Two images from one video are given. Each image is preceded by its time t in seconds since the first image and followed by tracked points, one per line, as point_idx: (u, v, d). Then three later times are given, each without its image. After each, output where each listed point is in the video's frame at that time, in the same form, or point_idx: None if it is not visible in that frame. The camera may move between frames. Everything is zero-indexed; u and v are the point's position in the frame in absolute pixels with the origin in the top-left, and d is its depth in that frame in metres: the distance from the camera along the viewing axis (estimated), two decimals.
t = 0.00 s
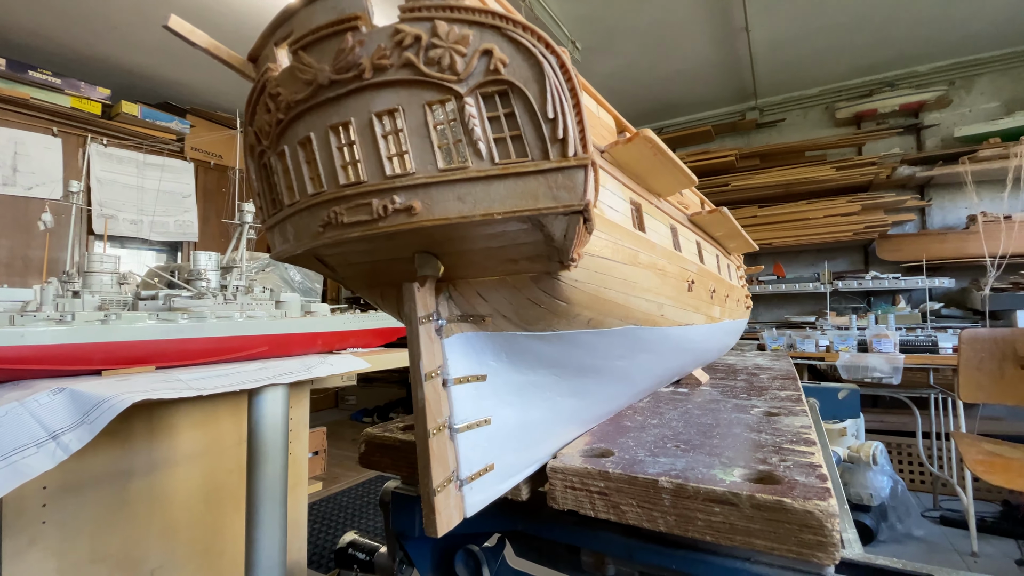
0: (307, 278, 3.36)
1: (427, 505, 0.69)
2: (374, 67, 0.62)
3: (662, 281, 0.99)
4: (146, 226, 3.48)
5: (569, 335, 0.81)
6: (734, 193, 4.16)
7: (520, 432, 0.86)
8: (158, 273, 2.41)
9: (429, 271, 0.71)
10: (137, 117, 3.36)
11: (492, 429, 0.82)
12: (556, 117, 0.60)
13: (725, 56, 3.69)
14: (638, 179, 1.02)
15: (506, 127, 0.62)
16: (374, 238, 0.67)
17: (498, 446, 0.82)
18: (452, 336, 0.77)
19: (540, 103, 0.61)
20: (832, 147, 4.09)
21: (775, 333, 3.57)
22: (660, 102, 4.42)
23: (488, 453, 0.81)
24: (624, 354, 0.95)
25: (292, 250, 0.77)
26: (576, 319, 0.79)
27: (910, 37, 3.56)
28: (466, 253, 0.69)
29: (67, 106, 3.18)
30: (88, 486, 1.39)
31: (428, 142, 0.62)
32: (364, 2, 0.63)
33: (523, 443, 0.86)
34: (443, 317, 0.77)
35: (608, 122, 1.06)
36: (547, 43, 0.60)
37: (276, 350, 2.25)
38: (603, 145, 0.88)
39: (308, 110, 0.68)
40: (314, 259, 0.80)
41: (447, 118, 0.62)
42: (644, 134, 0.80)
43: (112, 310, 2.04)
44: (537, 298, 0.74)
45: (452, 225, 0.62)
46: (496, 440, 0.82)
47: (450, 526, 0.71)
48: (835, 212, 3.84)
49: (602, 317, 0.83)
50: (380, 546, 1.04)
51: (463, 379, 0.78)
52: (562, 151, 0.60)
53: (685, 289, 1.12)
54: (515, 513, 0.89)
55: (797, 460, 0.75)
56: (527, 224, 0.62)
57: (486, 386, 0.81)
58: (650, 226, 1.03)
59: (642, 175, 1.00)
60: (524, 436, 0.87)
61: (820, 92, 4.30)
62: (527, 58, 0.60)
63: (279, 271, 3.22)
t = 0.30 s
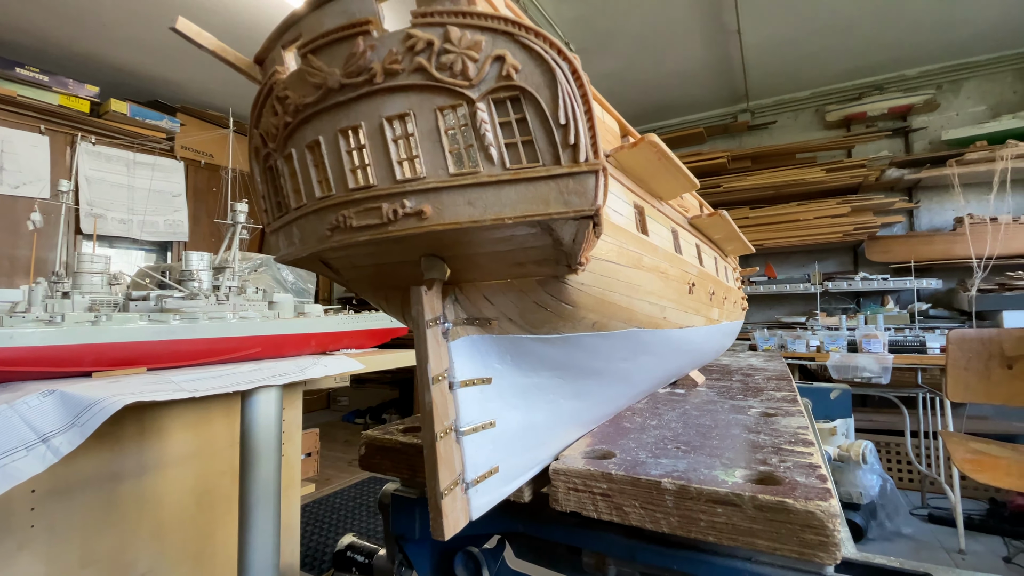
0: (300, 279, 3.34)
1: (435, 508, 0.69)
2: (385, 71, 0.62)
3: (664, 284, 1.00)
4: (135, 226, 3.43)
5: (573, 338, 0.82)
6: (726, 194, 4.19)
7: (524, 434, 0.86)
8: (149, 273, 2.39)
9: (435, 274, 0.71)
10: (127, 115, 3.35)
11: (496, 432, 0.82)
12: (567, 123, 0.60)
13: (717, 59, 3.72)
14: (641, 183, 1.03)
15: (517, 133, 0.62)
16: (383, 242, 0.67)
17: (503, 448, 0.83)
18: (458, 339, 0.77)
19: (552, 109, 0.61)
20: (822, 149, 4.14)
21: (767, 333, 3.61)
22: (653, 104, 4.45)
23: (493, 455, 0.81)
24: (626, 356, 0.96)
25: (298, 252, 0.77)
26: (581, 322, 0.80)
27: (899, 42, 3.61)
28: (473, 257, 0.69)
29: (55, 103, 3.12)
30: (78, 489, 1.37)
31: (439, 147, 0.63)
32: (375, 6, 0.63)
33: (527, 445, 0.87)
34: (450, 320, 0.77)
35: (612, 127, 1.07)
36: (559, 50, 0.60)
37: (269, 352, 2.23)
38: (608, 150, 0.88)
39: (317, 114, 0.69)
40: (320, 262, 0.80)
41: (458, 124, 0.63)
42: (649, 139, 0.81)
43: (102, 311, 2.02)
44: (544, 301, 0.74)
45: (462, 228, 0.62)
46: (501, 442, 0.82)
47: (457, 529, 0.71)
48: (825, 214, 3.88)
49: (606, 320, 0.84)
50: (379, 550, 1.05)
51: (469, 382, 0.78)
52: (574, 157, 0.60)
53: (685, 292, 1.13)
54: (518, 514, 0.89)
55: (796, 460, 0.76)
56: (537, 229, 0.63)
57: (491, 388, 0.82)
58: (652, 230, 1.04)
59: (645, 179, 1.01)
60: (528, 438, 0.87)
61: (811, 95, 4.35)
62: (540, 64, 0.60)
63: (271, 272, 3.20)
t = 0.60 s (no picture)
0: (292, 279, 3.31)
1: (438, 508, 0.69)
2: (391, 73, 0.63)
3: (662, 285, 1.01)
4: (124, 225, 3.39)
5: (574, 338, 0.82)
6: (716, 196, 4.23)
7: (525, 434, 0.87)
8: (138, 273, 2.36)
9: (439, 275, 0.71)
10: (115, 113, 3.33)
11: (498, 432, 0.82)
12: (573, 126, 0.61)
13: (709, 61, 3.75)
14: (641, 185, 1.04)
15: (523, 135, 0.62)
16: (387, 243, 0.67)
17: (504, 448, 0.83)
18: (461, 340, 0.77)
19: (557, 112, 0.61)
20: (812, 151, 4.18)
21: (757, 333, 3.64)
22: (645, 105, 4.47)
23: (495, 455, 0.81)
24: (625, 357, 0.97)
25: (299, 253, 0.77)
26: (582, 323, 0.82)
27: (886, 46, 3.66)
28: (476, 259, 0.70)
29: (41, 101, 3.07)
30: (66, 492, 1.34)
31: (445, 149, 0.63)
32: (381, 8, 0.63)
33: (528, 445, 0.88)
34: (452, 321, 0.77)
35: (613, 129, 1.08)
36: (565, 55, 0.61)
37: (261, 352, 2.22)
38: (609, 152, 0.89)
39: (321, 115, 0.68)
40: (321, 262, 0.80)
41: (465, 126, 0.63)
42: (650, 142, 0.82)
43: (91, 311, 2.00)
44: (546, 302, 0.77)
45: (468, 229, 0.62)
46: (502, 443, 0.82)
47: (459, 529, 0.71)
48: (815, 216, 3.92)
49: (607, 321, 0.85)
50: (376, 549, 1.04)
51: (471, 382, 0.78)
52: (579, 159, 0.61)
53: (682, 292, 1.14)
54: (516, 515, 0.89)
55: (791, 458, 0.77)
56: (541, 230, 0.63)
57: (492, 388, 0.82)
58: (651, 231, 1.05)
59: (646, 182, 1.02)
60: (529, 438, 0.88)
61: (801, 97, 4.40)
62: (546, 68, 0.61)
63: (263, 271, 3.18)
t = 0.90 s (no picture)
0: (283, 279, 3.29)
1: (436, 506, 0.69)
2: (392, 75, 0.63)
3: (656, 285, 1.02)
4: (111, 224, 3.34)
5: (571, 337, 0.83)
6: (706, 198, 4.27)
7: (521, 432, 0.87)
8: (127, 273, 2.33)
9: (437, 274, 0.72)
10: (102, 110, 3.27)
11: (494, 431, 0.82)
12: (572, 128, 0.62)
13: (700, 63, 3.78)
14: (635, 187, 1.05)
15: (522, 137, 0.63)
16: (386, 243, 0.67)
17: (500, 446, 0.83)
18: (458, 339, 0.78)
19: (556, 114, 0.62)
20: (801, 154, 4.23)
21: (747, 333, 3.68)
22: (637, 107, 4.50)
23: (491, 454, 0.81)
24: (620, 356, 0.98)
25: (298, 252, 0.77)
26: (579, 322, 0.83)
27: (873, 50, 3.71)
28: (473, 259, 0.70)
29: (26, 97, 3.02)
30: (52, 494, 1.33)
31: (445, 149, 0.63)
32: (381, 10, 0.63)
33: (525, 443, 0.88)
34: (450, 320, 0.77)
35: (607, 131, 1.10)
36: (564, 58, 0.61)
37: (253, 352, 2.21)
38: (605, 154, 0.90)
39: (321, 115, 0.68)
40: (318, 262, 0.80)
41: (464, 127, 0.63)
42: (644, 144, 0.83)
43: (79, 312, 1.98)
44: (543, 301, 0.77)
45: (467, 230, 0.63)
46: (498, 441, 0.83)
47: (456, 527, 0.71)
48: (803, 217, 3.97)
49: (602, 320, 0.86)
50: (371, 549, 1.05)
51: (469, 381, 0.78)
52: (577, 161, 0.61)
53: (676, 293, 1.16)
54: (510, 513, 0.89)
55: (782, 455, 0.78)
56: (539, 231, 0.64)
57: (489, 387, 0.82)
58: (645, 232, 1.07)
59: (640, 183, 1.03)
60: (525, 436, 0.88)
61: (790, 100, 4.45)
62: (546, 70, 0.61)
63: (254, 271, 3.16)
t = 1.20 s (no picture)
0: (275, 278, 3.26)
1: (441, 508, 0.69)
2: (401, 79, 0.63)
3: (656, 287, 1.03)
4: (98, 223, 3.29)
5: (574, 339, 0.84)
6: (698, 199, 4.30)
7: (524, 434, 0.88)
8: (115, 273, 2.30)
9: (443, 277, 0.72)
10: (89, 108, 3.22)
11: (498, 433, 0.83)
12: (581, 134, 0.62)
13: (691, 66, 3.81)
14: (636, 190, 1.06)
15: (531, 142, 0.63)
16: (393, 246, 0.67)
17: (503, 448, 0.83)
18: (463, 341, 0.78)
19: (565, 121, 0.62)
20: (790, 156, 4.27)
21: (738, 333, 3.72)
22: (629, 108, 4.52)
23: (495, 455, 0.82)
24: (621, 357, 0.99)
25: (303, 254, 0.77)
26: (582, 325, 0.83)
27: (860, 54, 3.77)
28: (480, 262, 0.70)
29: (11, 94, 2.97)
30: (41, 499, 1.30)
31: (454, 154, 0.63)
32: (391, 14, 0.63)
33: (527, 445, 0.89)
34: (455, 322, 0.78)
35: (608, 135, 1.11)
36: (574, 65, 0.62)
37: (245, 353, 2.19)
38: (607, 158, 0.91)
39: (328, 117, 0.68)
40: (321, 264, 0.80)
41: (474, 132, 0.63)
42: (647, 149, 0.84)
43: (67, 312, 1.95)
44: (547, 305, 0.77)
45: (476, 234, 0.63)
46: (502, 443, 0.83)
47: (462, 529, 0.71)
48: (793, 218, 4.01)
49: (605, 322, 0.86)
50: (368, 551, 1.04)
51: (473, 383, 0.79)
52: (586, 166, 0.62)
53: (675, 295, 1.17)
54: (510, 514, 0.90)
55: (779, 455, 0.79)
56: (546, 235, 0.64)
57: (493, 389, 0.82)
58: (646, 234, 1.08)
59: (641, 186, 1.04)
60: (527, 438, 0.89)
61: (779, 103, 4.51)
62: (555, 77, 0.62)
63: (244, 271, 3.14)
